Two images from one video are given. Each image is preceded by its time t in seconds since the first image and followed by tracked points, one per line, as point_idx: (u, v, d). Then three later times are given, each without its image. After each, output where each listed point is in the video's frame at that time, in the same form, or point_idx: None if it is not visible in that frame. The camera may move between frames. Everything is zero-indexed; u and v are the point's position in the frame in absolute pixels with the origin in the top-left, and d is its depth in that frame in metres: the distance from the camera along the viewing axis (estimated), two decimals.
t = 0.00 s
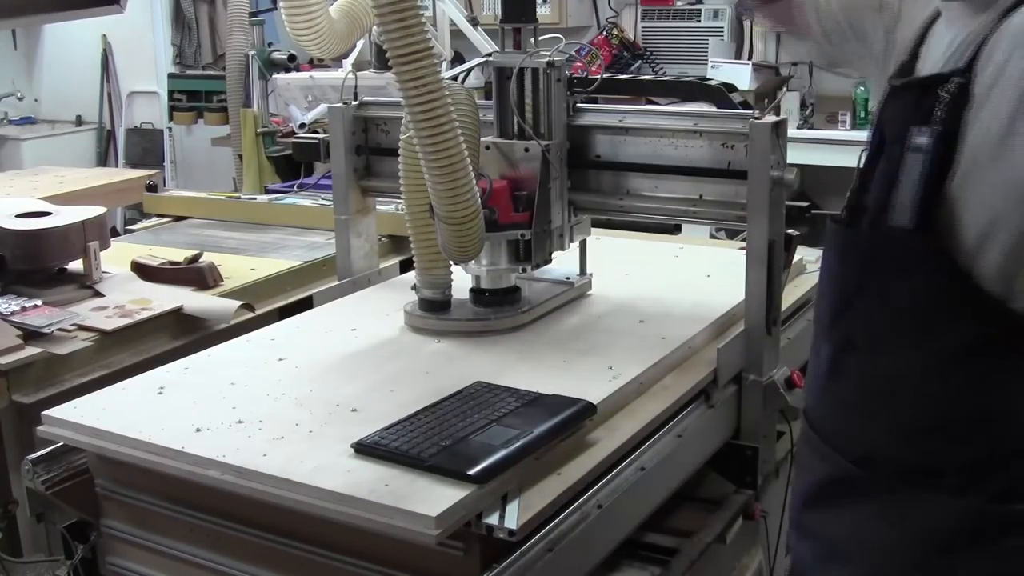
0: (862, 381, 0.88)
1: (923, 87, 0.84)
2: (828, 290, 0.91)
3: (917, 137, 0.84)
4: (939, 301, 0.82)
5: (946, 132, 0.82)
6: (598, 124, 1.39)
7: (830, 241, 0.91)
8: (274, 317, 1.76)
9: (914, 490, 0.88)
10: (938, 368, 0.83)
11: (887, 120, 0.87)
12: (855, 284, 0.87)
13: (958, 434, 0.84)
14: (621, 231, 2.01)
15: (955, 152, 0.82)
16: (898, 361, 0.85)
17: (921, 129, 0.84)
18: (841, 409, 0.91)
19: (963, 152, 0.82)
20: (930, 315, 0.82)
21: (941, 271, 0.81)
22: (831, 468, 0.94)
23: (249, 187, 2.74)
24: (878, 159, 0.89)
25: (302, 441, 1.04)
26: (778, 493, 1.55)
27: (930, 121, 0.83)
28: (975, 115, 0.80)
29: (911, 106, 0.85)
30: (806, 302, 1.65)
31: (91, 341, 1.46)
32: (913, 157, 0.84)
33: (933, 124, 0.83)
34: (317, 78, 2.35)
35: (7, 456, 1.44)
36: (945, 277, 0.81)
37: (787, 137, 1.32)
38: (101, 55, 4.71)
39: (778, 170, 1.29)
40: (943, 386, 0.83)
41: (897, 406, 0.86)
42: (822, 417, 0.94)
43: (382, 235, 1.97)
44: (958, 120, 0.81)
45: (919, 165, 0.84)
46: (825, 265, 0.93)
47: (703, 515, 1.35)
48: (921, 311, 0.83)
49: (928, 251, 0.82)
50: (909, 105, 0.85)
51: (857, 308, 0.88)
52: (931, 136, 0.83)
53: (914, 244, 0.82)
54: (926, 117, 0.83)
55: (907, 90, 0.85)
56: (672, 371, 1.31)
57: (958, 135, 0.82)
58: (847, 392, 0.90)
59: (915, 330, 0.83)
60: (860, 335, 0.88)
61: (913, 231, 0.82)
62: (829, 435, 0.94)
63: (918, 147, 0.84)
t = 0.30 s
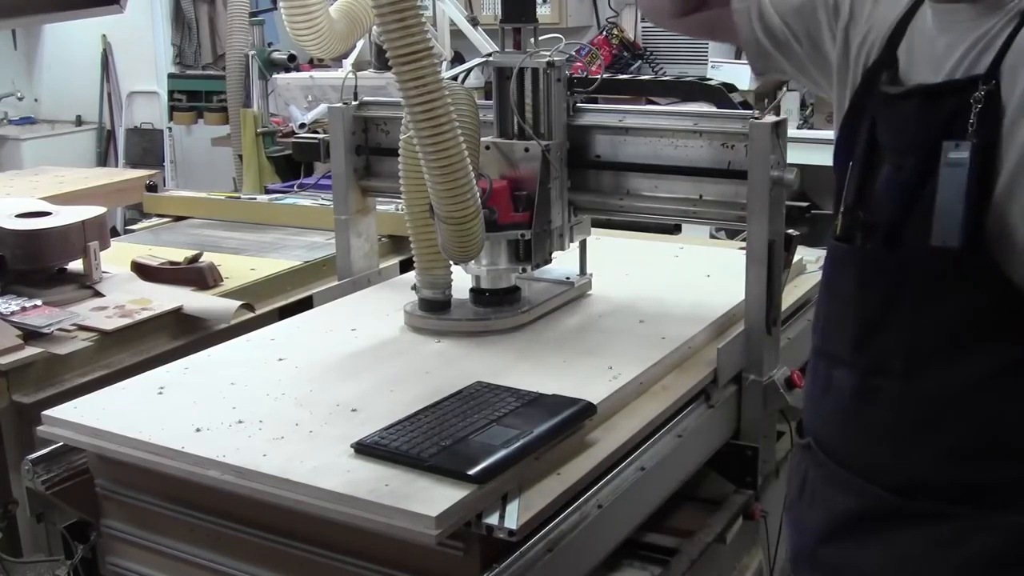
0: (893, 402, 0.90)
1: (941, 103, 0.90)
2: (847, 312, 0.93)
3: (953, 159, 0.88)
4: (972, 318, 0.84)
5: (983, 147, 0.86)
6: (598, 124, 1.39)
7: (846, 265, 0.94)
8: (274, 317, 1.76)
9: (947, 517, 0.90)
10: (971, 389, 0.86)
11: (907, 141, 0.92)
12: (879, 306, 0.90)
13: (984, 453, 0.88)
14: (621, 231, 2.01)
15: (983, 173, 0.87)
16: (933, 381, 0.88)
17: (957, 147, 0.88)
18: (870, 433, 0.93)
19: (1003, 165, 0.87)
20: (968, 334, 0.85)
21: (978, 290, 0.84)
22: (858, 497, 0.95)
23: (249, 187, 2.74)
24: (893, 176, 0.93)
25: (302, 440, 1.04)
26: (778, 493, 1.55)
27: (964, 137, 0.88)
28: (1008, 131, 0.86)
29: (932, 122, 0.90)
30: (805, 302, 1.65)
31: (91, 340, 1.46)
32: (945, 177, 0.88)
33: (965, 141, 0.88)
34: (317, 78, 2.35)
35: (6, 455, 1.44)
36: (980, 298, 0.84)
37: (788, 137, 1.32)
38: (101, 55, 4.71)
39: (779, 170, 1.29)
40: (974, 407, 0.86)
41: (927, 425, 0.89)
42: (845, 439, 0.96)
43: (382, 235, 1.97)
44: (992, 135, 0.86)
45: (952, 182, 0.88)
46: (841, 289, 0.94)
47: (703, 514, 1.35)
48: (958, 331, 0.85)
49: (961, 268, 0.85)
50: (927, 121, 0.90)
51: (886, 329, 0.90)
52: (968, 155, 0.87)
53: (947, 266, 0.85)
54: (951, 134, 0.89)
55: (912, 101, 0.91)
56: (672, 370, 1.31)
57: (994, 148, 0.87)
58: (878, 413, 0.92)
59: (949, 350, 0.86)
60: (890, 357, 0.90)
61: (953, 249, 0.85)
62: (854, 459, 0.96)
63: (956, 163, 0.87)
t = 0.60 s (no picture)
0: (884, 418, 0.87)
1: (913, 106, 0.86)
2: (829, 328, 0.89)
3: (933, 163, 0.84)
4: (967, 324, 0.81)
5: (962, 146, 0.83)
6: (598, 124, 1.39)
7: (825, 280, 0.89)
8: (274, 317, 1.76)
9: (945, 530, 0.86)
10: (962, 394, 0.83)
11: (873, 150, 0.88)
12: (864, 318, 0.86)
13: (982, 460, 0.85)
14: (621, 231, 2.01)
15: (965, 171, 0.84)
16: (928, 393, 0.84)
17: (935, 150, 0.84)
18: (861, 448, 0.89)
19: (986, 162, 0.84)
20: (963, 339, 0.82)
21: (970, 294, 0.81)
22: (852, 511, 0.90)
23: (249, 187, 2.74)
24: (865, 185, 0.89)
25: (302, 440, 1.04)
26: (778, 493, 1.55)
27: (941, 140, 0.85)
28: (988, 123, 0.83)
29: (903, 126, 0.86)
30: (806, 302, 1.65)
31: (91, 341, 1.46)
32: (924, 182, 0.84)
33: (941, 143, 0.84)
34: (317, 78, 2.35)
35: (6, 455, 1.44)
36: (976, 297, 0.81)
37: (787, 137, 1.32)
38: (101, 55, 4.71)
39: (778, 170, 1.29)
40: (971, 414, 0.83)
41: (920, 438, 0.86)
42: (833, 460, 0.92)
43: (382, 235, 1.97)
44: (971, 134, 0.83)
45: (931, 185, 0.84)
46: (822, 306, 0.90)
47: (702, 514, 1.35)
48: (954, 336, 0.82)
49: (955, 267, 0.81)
50: (899, 125, 0.86)
51: (876, 345, 0.86)
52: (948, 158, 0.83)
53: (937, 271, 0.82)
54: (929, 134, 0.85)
55: (883, 105, 0.87)
56: (672, 371, 1.31)
57: (973, 151, 0.84)
58: (867, 431, 0.88)
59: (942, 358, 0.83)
60: (879, 372, 0.86)
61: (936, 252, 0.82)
62: (845, 479, 0.91)
63: (935, 167, 0.84)
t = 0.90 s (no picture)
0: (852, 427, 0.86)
1: (859, 104, 0.85)
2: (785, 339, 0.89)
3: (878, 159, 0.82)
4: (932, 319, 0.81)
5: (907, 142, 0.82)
6: (598, 124, 1.39)
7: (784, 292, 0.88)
8: (274, 317, 1.76)
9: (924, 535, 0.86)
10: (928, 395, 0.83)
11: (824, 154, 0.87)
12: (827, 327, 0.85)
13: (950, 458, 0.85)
14: (622, 231, 2.01)
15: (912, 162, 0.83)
16: (900, 396, 0.84)
17: (880, 146, 0.83)
18: (832, 458, 0.88)
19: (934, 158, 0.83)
20: (929, 336, 0.82)
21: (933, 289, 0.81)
22: (827, 525, 0.89)
23: (249, 188, 2.74)
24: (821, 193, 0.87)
25: (302, 440, 1.04)
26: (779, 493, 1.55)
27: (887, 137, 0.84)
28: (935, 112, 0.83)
29: (853, 124, 0.85)
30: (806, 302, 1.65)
31: (91, 341, 1.46)
32: (870, 178, 0.83)
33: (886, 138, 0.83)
34: (317, 78, 2.35)
35: (7, 455, 1.44)
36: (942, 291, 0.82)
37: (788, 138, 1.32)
38: (101, 55, 4.71)
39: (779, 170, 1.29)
40: (939, 417, 0.84)
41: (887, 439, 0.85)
42: (801, 471, 0.91)
43: (382, 235, 1.97)
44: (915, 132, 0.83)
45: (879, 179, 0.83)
46: (784, 318, 0.89)
47: (702, 515, 1.35)
48: (924, 341, 0.81)
49: (914, 262, 0.82)
50: (849, 124, 0.85)
51: (838, 357, 0.85)
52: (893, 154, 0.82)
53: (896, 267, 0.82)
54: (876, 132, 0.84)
55: (830, 107, 0.86)
56: (672, 371, 1.31)
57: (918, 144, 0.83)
58: (839, 442, 0.87)
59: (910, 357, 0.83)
60: (844, 380, 0.86)
61: (889, 250, 0.81)
62: (818, 492, 0.90)
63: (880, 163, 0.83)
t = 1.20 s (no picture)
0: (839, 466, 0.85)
1: (844, 132, 0.82)
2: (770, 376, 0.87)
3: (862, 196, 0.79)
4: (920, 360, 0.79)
5: (892, 176, 0.79)
6: (597, 124, 1.39)
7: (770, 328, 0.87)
8: (274, 317, 1.76)
9: None
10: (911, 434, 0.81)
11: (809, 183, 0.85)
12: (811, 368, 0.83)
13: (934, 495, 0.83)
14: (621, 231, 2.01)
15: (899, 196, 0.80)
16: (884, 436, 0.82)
17: (865, 180, 0.79)
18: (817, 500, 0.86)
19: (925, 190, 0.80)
20: (917, 378, 0.79)
21: (925, 329, 0.78)
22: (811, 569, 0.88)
23: (249, 187, 2.76)
24: (802, 219, 0.86)
25: (302, 440, 1.04)
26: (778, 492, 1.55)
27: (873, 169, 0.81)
28: (925, 140, 0.79)
29: (838, 154, 0.82)
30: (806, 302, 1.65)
31: (91, 341, 1.46)
32: (855, 212, 0.80)
33: (871, 173, 0.80)
34: (317, 78, 2.35)
35: (6, 455, 1.44)
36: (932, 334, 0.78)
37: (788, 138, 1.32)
38: (101, 55, 4.71)
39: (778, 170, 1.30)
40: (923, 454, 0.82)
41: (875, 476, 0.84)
42: (788, 509, 0.89)
43: (382, 235, 1.97)
44: (905, 161, 0.79)
45: (863, 218, 0.79)
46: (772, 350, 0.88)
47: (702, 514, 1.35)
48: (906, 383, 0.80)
49: (902, 301, 0.79)
50: (835, 155, 0.82)
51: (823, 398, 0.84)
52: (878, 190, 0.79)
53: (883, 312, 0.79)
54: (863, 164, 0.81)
55: (816, 135, 0.84)
56: (672, 371, 1.31)
57: (906, 174, 0.80)
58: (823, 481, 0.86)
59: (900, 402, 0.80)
60: (830, 420, 0.84)
61: (874, 292, 0.79)
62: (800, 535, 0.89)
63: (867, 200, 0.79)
